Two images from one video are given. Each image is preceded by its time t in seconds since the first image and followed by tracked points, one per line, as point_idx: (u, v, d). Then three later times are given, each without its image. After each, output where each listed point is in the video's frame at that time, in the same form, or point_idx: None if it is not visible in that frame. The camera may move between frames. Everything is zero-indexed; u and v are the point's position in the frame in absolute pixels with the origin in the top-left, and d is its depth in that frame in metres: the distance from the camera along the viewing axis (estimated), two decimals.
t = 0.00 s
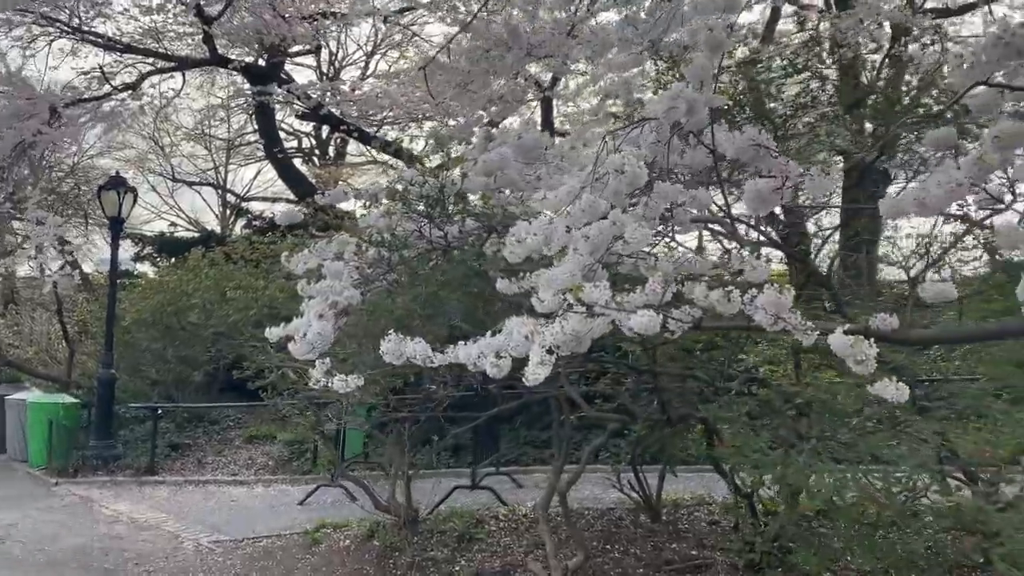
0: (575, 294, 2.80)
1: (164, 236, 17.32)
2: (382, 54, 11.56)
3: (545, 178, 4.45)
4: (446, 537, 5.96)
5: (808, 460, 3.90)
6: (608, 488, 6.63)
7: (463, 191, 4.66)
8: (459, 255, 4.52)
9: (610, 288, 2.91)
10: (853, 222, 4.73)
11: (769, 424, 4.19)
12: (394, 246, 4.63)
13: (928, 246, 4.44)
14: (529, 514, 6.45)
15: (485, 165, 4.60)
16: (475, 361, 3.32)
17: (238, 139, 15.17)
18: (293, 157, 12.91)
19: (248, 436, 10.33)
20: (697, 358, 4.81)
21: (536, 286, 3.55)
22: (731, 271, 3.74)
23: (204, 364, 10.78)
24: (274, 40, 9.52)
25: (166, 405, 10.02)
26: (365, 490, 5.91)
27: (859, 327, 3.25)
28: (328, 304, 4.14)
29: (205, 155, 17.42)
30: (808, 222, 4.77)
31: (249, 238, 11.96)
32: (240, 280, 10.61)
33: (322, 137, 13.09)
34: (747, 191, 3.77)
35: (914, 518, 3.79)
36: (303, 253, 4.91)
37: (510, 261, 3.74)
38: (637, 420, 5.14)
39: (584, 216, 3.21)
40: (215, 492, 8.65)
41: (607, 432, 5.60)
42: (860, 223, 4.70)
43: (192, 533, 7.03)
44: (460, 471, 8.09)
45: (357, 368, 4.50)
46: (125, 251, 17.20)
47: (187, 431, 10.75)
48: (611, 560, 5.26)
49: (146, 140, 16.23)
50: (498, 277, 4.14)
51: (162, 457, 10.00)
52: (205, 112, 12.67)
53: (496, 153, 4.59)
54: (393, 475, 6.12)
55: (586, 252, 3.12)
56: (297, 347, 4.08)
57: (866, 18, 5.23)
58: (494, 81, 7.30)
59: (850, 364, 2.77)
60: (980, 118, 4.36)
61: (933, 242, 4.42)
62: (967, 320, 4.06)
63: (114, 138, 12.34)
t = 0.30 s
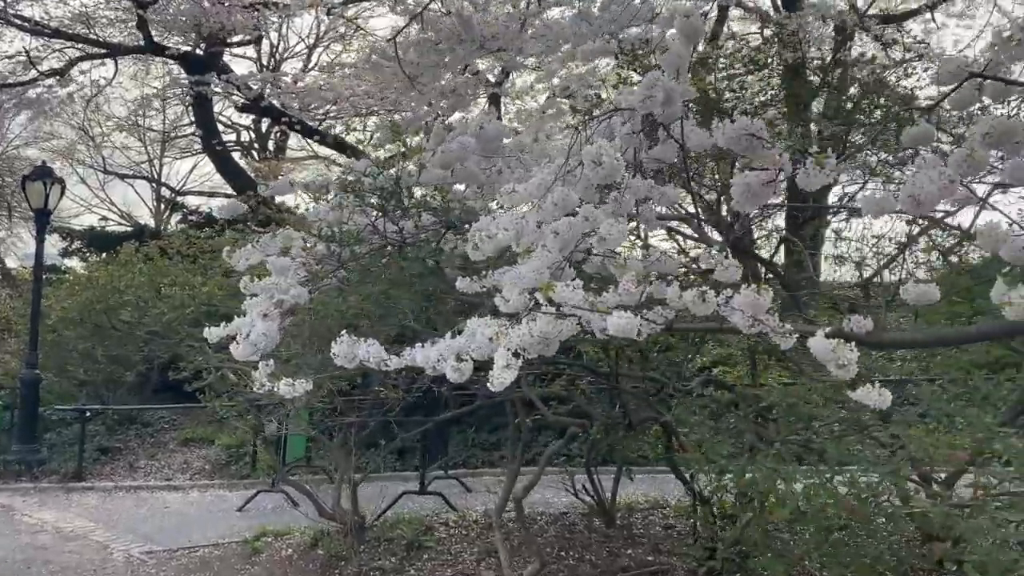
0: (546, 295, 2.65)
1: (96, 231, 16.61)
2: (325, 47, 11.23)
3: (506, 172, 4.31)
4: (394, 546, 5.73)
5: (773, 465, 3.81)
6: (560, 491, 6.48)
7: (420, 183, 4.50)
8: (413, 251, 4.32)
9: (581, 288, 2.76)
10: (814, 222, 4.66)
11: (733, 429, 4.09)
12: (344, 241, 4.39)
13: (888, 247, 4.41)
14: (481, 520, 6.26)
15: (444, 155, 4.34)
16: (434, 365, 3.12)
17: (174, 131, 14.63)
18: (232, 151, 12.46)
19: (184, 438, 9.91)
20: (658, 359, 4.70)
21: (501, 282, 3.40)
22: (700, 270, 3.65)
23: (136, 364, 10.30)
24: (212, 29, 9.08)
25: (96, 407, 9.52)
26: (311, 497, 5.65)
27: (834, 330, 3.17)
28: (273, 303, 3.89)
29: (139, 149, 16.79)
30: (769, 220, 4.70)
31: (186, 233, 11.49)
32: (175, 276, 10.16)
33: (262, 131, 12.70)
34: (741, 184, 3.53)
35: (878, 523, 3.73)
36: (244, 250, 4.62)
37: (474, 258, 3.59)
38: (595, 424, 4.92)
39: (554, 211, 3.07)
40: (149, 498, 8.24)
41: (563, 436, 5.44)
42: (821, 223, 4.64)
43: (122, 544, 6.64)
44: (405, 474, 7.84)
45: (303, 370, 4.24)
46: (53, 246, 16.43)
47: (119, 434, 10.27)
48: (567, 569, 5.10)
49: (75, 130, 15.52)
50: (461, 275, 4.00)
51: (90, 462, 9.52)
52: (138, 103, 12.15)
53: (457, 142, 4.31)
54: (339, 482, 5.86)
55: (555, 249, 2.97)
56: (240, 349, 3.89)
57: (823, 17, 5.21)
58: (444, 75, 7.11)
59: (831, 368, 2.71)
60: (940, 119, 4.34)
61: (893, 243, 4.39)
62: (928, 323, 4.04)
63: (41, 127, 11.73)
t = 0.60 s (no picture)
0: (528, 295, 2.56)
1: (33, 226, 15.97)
2: (276, 40, 10.93)
3: (476, 167, 4.21)
4: (352, 554, 5.53)
5: (748, 470, 3.73)
6: (521, 496, 6.35)
7: (387, 178, 4.33)
8: (376, 248, 4.14)
9: (564, 290, 2.68)
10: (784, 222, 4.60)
11: (706, 433, 4.01)
12: (304, 237, 4.14)
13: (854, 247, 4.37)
14: (440, 526, 6.10)
15: (413, 149, 4.28)
16: (402, 369, 2.98)
17: (118, 124, 14.13)
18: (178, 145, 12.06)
19: (127, 442, 9.53)
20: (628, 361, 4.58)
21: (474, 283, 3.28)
22: (673, 270, 3.56)
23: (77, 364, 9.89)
24: (159, 20, 8.76)
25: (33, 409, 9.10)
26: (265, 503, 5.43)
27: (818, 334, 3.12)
28: (228, 303, 3.71)
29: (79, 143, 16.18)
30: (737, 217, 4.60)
31: (130, 228, 11.07)
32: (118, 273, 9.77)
33: (212, 125, 12.31)
34: (741, 175, 4.03)
35: (851, 529, 3.68)
36: (195, 245, 4.38)
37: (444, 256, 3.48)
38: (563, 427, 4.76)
39: (532, 208, 2.94)
40: (90, 505, 7.88)
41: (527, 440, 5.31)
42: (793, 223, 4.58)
43: (61, 554, 6.31)
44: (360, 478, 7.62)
45: (259, 373, 4.03)
46: None
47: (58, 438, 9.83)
48: None
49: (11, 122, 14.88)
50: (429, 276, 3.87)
51: (27, 467, 9.09)
52: (79, 94, 11.66)
53: (427, 135, 4.24)
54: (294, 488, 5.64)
55: (534, 247, 2.85)
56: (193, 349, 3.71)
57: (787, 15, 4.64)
58: (403, 68, 6.92)
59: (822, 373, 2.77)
60: (913, 118, 4.22)
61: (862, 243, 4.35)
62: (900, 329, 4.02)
63: None
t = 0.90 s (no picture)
0: (506, 296, 2.44)
1: None
2: (231, 32, 10.60)
3: (443, 159, 4.16)
4: (309, 562, 5.32)
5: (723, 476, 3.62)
6: (485, 501, 6.21)
7: (349, 170, 4.16)
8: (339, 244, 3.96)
9: (542, 290, 2.57)
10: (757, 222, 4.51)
11: (680, 436, 3.90)
12: (260, 233, 3.87)
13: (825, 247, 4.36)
14: (401, 532, 5.92)
15: (378, 139, 4.18)
16: (365, 373, 2.81)
17: (64, 117, 13.62)
18: (128, 139, 11.64)
19: (72, 445, 9.14)
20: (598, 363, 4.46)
21: (442, 282, 3.17)
22: (649, 268, 3.46)
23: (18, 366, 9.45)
24: (109, 8, 8.53)
25: None
26: (218, 509, 5.19)
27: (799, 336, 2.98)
28: (178, 302, 3.46)
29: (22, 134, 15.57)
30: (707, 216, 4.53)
31: (77, 224, 10.64)
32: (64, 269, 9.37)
33: (164, 118, 11.92)
34: (734, 168, 3.60)
35: (826, 535, 3.62)
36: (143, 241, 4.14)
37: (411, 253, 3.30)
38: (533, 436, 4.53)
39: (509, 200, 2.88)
40: (32, 512, 7.52)
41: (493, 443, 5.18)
42: (764, 222, 4.52)
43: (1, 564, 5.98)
44: (317, 482, 7.40)
45: (212, 376, 3.82)
46: None
47: None
48: None
49: None
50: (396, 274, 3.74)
51: None
52: (22, 84, 11.20)
53: (393, 124, 4.15)
54: (247, 494, 5.41)
55: (509, 245, 2.77)
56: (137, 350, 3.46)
57: (752, 13, 4.51)
58: (363, 62, 6.70)
59: (810, 380, 2.66)
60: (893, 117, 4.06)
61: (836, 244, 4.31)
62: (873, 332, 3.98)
63: None
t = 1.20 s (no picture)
0: (472, 291, 2.27)
1: None
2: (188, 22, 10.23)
3: (405, 147, 3.81)
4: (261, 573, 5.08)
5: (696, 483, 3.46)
6: (447, 505, 6.02)
7: (302, 155, 3.98)
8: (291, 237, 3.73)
9: (509, 286, 2.41)
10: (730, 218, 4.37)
11: (651, 440, 3.74)
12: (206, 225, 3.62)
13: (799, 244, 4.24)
14: (360, 539, 5.69)
15: (334, 124, 3.83)
16: (319, 375, 2.61)
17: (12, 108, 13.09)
18: (79, 131, 11.19)
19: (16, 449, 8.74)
20: (564, 363, 4.31)
21: (402, 276, 2.99)
22: (620, 263, 3.29)
23: None
24: None
25: None
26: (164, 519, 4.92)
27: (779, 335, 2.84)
28: (116, 299, 3.21)
29: None
30: (678, 211, 4.40)
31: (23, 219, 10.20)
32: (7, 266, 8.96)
33: (118, 111, 11.48)
34: (721, 153, 3.43)
35: (801, 542, 3.49)
36: (80, 233, 3.86)
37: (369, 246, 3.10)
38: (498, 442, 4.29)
39: (476, 188, 2.71)
40: None
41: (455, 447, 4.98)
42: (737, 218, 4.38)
43: None
44: (273, 486, 7.14)
45: (156, 379, 3.57)
46: None
47: None
48: None
49: None
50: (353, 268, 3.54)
51: None
52: None
53: (351, 108, 3.79)
54: (197, 502, 5.15)
55: (475, 236, 2.61)
56: (70, 351, 3.21)
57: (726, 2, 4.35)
58: (323, 51, 6.45)
59: (797, 383, 2.55)
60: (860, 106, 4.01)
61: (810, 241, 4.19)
62: (848, 331, 3.88)
63: None
